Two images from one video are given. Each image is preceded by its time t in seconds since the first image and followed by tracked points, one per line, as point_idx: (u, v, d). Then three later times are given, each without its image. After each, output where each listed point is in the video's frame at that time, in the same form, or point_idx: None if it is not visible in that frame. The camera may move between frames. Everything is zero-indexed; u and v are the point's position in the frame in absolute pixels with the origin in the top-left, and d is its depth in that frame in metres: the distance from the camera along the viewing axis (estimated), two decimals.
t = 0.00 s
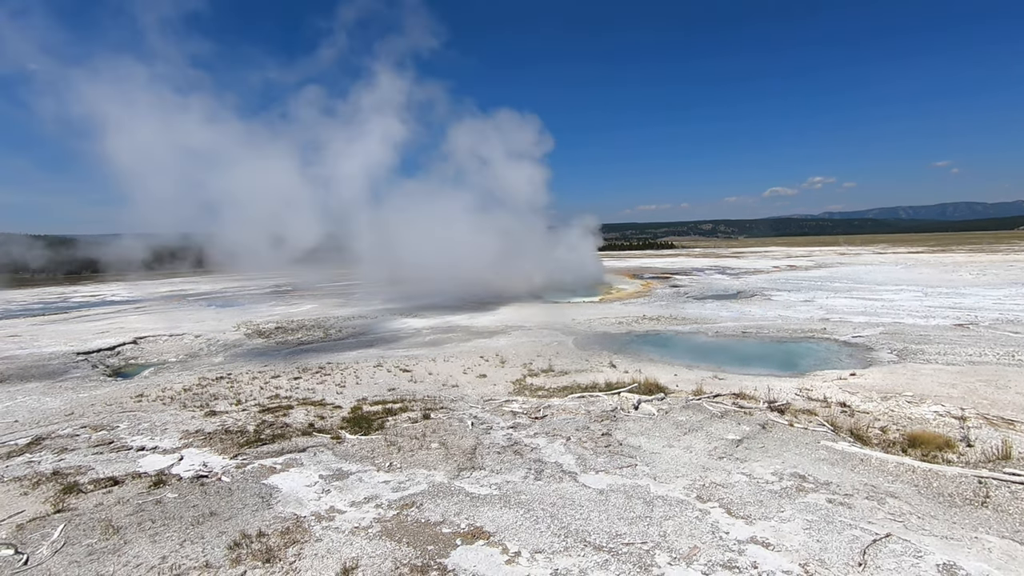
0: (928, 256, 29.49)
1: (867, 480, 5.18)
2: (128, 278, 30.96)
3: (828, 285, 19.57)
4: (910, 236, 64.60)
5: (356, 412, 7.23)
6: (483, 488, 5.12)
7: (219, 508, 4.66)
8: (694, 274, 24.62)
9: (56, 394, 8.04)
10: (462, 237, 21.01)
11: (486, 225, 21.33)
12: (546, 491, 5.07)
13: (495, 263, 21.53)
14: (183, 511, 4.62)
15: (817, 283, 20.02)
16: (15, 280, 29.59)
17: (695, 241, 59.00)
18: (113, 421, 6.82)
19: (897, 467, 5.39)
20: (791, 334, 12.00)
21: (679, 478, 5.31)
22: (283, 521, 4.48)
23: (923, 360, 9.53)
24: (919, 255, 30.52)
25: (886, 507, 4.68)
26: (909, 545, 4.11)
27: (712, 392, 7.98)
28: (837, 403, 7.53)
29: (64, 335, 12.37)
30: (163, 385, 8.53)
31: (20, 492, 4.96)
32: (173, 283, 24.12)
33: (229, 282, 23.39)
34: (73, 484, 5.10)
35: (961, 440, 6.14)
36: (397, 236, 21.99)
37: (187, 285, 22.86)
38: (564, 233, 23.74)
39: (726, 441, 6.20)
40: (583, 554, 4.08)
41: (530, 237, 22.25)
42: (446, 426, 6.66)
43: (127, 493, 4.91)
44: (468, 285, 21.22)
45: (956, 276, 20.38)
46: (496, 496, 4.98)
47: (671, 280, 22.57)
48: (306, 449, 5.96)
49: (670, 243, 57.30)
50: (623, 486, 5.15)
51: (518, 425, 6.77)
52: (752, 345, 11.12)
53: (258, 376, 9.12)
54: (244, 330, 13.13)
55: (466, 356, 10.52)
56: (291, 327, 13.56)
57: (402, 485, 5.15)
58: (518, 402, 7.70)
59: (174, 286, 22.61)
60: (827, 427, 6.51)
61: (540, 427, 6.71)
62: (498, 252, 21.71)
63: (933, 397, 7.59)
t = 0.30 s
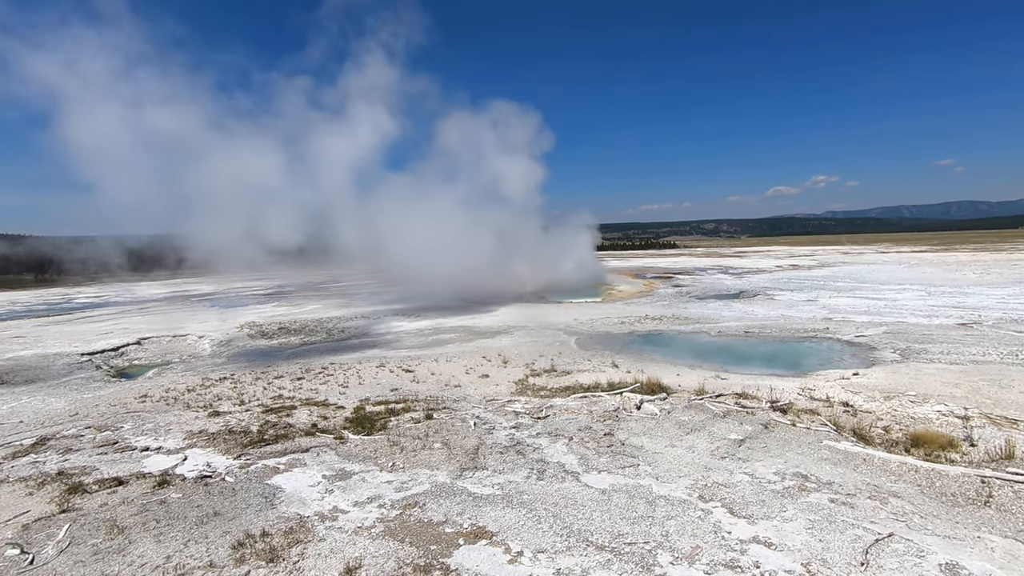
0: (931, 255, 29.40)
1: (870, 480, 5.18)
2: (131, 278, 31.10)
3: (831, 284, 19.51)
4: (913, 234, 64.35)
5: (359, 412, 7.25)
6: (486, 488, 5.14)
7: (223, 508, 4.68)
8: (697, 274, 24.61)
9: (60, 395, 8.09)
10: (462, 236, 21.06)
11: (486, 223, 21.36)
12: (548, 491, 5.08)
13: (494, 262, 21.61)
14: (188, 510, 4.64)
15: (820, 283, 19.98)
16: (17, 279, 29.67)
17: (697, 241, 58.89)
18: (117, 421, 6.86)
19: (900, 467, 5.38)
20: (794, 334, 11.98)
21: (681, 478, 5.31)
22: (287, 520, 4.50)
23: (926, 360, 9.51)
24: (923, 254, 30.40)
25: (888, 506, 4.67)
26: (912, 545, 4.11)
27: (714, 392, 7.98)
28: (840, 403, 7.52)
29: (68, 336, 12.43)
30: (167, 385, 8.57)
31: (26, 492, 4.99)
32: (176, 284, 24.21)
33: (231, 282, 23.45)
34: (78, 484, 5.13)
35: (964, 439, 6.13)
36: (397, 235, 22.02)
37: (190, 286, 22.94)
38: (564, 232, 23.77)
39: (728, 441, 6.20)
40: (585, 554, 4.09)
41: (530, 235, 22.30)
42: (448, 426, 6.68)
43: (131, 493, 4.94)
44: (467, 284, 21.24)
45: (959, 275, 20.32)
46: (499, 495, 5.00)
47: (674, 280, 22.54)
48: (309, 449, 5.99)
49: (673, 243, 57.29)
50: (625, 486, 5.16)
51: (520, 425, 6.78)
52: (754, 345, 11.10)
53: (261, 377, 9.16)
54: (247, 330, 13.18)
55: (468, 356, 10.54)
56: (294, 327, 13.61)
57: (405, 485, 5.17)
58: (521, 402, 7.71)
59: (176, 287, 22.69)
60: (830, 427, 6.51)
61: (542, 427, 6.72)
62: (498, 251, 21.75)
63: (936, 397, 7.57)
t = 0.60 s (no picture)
0: (932, 254, 29.37)
1: (872, 480, 5.17)
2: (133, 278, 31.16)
3: (833, 284, 19.46)
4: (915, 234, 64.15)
5: (361, 413, 7.26)
6: (488, 489, 5.14)
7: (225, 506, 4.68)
8: (698, 274, 24.58)
9: (63, 396, 8.12)
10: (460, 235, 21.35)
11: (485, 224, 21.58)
12: (550, 491, 5.08)
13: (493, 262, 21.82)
14: (190, 511, 4.65)
15: (823, 282, 19.92)
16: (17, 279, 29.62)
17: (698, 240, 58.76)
18: (119, 422, 6.88)
19: (903, 467, 5.37)
20: (797, 334, 11.95)
21: (683, 478, 5.31)
22: (289, 521, 4.51)
23: (929, 359, 9.49)
24: (924, 253, 30.40)
25: (893, 507, 4.66)
26: (914, 545, 4.10)
27: (716, 392, 7.96)
28: (842, 402, 7.51)
29: (71, 338, 12.45)
30: (169, 386, 8.59)
31: (29, 493, 5.01)
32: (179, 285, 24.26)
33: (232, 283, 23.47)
34: (80, 484, 5.15)
35: (967, 439, 6.12)
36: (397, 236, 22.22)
37: (192, 287, 22.98)
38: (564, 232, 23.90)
39: (730, 441, 6.19)
40: (587, 554, 4.09)
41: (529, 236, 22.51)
42: (450, 427, 6.68)
43: (134, 494, 4.96)
44: (466, 284, 21.66)
45: (961, 274, 20.29)
46: (501, 496, 5.00)
47: (676, 280, 22.50)
48: (311, 450, 6.00)
49: (675, 243, 57.21)
50: (627, 486, 5.15)
51: (522, 425, 6.78)
52: (757, 345, 11.08)
53: (263, 377, 9.18)
54: (249, 331, 13.20)
55: (470, 356, 10.54)
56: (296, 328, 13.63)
57: (407, 485, 5.17)
58: (522, 402, 7.71)
59: (178, 288, 22.73)
60: (832, 427, 6.50)
61: (544, 427, 6.71)
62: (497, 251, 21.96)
63: (939, 396, 7.55)
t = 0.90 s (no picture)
0: (934, 253, 29.35)
1: (875, 480, 5.16)
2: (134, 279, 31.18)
3: (835, 283, 19.42)
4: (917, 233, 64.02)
5: (363, 414, 7.26)
6: (490, 490, 5.13)
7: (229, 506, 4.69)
8: (699, 274, 24.56)
9: (65, 398, 8.13)
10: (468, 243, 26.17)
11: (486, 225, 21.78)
12: (552, 492, 5.08)
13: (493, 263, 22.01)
14: (192, 513, 4.66)
15: (824, 282, 19.89)
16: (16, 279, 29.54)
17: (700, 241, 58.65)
18: (121, 424, 6.89)
19: (905, 467, 5.36)
20: (798, 334, 11.93)
21: (685, 479, 5.30)
22: (291, 522, 4.51)
23: (931, 359, 9.46)
24: (925, 252, 30.37)
25: (896, 507, 4.65)
26: (917, 545, 4.10)
27: (718, 392, 7.95)
28: (844, 402, 7.50)
29: (72, 340, 12.46)
30: (171, 388, 8.60)
31: (31, 494, 5.01)
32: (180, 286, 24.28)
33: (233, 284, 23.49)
34: (82, 486, 5.15)
35: (969, 439, 6.11)
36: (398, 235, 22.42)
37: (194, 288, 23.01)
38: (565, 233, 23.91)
39: (732, 441, 6.18)
40: (589, 554, 4.09)
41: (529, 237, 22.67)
42: (452, 428, 6.68)
43: (136, 495, 4.96)
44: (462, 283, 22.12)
45: (963, 273, 20.26)
46: (502, 497, 5.00)
47: (677, 280, 22.48)
48: (313, 451, 6.01)
49: (676, 243, 57.33)
50: (629, 487, 5.15)
51: (524, 426, 6.78)
52: (758, 345, 11.08)
53: (265, 379, 9.19)
54: (251, 332, 13.22)
55: (471, 357, 10.54)
56: (297, 329, 13.64)
57: (409, 486, 5.18)
58: (524, 403, 7.71)
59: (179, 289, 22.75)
60: (834, 427, 6.49)
61: (546, 428, 6.71)
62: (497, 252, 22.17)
63: (941, 396, 7.54)
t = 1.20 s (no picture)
0: (934, 252, 29.35)
1: (877, 479, 5.15)
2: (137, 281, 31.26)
3: (836, 283, 19.42)
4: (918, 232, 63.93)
5: (364, 415, 7.26)
6: (492, 490, 5.13)
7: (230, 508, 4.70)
8: (700, 273, 24.55)
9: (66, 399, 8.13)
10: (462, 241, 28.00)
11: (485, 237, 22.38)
12: (554, 492, 5.08)
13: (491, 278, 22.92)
14: (194, 514, 4.65)
15: (825, 282, 19.86)
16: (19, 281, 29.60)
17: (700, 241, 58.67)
18: (123, 426, 6.90)
19: (906, 466, 5.37)
20: (799, 333, 11.91)
21: (687, 479, 5.29)
22: (293, 524, 4.51)
23: (932, 358, 9.45)
24: (925, 251, 30.41)
25: (899, 507, 4.64)
26: (919, 545, 4.10)
27: (719, 392, 7.94)
28: (845, 402, 7.49)
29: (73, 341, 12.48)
30: (173, 390, 8.61)
31: (33, 496, 5.01)
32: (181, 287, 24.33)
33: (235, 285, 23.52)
34: (84, 488, 5.15)
35: (971, 438, 6.10)
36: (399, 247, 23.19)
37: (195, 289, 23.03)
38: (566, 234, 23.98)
39: (733, 441, 6.18)
40: (591, 555, 4.09)
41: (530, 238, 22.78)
42: (454, 429, 6.68)
43: (138, 497, 4.97)
44: (462, 282, 22.33)
45: (964, 272, 20.25)
46: (504, 497, 4.99)
47: (678, 280, 22.47)
48: (314, 452, 6.02)
49: (676, 243, 56.93)
50: (630, 487, 5.15)
51: (525, 426, 6.77)
52: (759, 345, 11.08)
53: (266, 380, 9.19)
54: (252, 334, 13.23)
55: (472, 358, 10.55)
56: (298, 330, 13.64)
57: (410, 487, 5.18)
58: (525, 403, 7.70)
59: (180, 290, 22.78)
60: (836, 426, 6.49)
61: (547, 428, 6.71)
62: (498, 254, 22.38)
63: (943, 395, 7.53)
